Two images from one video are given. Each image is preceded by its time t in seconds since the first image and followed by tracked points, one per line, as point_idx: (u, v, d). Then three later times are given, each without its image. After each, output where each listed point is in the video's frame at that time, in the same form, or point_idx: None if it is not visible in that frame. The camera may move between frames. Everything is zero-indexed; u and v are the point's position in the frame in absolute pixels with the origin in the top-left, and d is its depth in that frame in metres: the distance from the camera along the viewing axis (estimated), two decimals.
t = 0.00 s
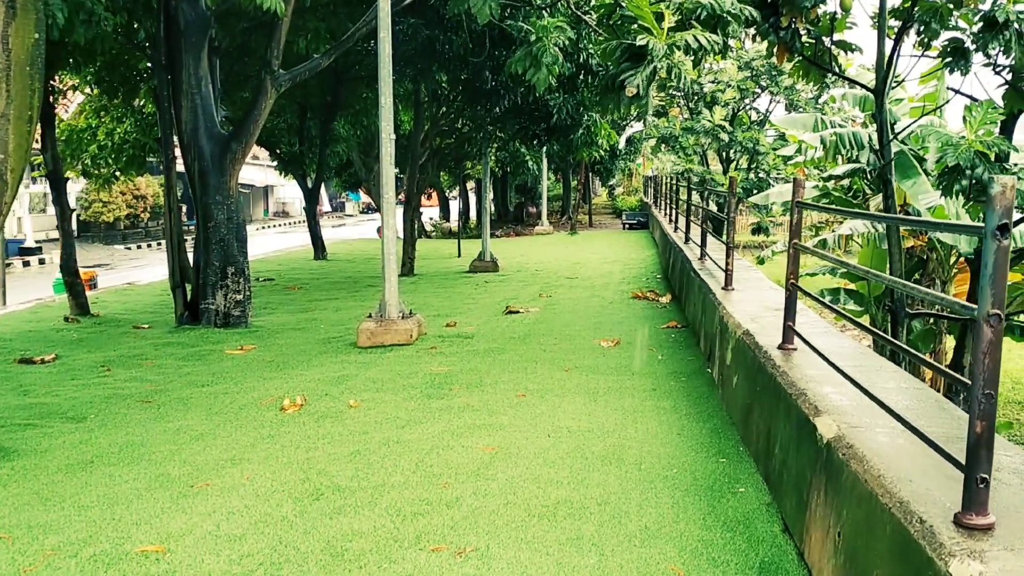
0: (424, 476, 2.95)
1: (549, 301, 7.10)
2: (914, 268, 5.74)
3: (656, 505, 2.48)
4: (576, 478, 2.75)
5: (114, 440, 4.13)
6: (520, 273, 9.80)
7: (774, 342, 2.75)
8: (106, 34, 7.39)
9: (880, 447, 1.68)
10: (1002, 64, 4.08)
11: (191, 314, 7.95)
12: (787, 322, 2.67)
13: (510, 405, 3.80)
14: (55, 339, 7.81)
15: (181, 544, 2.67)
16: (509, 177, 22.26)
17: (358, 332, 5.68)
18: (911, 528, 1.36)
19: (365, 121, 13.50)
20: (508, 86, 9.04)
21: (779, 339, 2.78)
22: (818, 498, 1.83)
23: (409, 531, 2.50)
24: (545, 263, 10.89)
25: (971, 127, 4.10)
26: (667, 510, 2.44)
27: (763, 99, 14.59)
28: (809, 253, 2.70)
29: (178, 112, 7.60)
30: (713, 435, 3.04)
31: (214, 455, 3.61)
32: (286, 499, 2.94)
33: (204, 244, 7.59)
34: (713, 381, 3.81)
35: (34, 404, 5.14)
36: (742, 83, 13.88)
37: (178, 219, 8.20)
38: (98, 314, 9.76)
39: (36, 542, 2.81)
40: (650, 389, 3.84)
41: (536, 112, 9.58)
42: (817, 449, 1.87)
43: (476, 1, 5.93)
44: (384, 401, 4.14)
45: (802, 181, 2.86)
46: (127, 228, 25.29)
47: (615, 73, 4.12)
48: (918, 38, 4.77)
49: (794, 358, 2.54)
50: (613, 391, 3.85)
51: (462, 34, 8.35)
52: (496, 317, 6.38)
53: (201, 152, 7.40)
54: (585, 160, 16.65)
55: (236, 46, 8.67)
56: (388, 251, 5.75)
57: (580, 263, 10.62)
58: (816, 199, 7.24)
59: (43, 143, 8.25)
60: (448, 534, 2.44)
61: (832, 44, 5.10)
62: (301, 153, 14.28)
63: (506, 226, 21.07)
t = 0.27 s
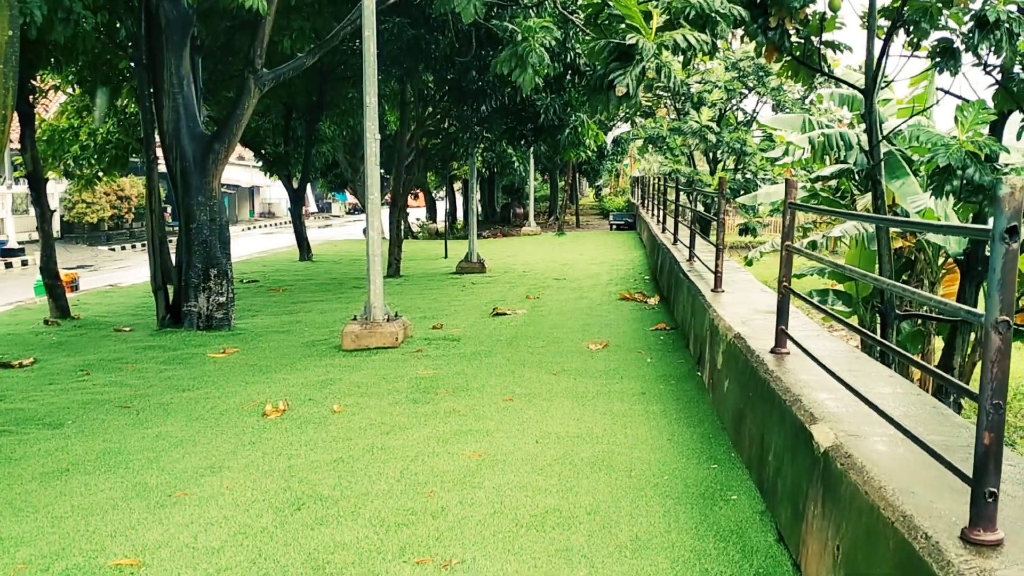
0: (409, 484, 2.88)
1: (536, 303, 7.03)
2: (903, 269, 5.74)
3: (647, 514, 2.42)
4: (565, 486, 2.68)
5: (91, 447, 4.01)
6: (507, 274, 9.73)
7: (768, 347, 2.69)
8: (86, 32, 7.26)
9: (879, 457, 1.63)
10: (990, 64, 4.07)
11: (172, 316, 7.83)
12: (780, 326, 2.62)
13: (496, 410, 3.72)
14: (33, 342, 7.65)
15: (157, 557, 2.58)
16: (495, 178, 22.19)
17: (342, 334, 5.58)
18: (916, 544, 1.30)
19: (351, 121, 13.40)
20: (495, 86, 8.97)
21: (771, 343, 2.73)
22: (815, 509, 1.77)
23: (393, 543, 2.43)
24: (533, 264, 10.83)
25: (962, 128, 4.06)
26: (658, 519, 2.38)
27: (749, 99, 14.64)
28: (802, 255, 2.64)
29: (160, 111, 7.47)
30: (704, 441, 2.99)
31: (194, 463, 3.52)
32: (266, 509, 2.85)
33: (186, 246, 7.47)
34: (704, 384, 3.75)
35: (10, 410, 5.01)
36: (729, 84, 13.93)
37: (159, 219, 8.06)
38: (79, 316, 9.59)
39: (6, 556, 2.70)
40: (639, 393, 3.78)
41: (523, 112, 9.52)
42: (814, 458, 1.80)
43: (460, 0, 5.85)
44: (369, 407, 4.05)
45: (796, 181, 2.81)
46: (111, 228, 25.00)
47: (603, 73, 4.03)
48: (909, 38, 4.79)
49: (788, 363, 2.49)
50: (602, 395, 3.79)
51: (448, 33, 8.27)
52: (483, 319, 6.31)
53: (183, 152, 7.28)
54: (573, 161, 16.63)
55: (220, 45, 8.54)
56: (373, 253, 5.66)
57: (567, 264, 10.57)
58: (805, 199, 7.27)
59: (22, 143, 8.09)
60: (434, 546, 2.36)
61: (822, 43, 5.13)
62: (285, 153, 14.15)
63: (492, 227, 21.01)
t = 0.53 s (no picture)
0: (397, 491, 2.79)
1: (526, 304, 6.96)
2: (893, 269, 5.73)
3: (643, 521, 2.35)
4: (558, 492, 2.61)
5: (70, 453, 3.90)
6: (495, 275, 9.65)
7: (765, 348, 2.63)
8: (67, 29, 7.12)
9: (887, 463, 1.56)
10: (984, 62, 4.03)
11: (156, 318, 7.69)
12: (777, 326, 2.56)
13: (486, 413, 3.64)
14: (13, 345, 7.49)
15: (135, 568, 2.48)
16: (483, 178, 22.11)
17: (328, 336, 5.48)
18: (933, 556, 1.23)
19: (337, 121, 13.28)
20: (483, 85, 8.90)
21: (768, 344, 2.67)
22: (820, 517, 1.70)
23: (381, 552, 2.34)
24: (522, 265, 10.76)
25: (957, 126, 4.02)
26: (655, 527, 2.31)
27: (737, 100, 14.67)
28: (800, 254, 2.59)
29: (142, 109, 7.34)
30: (699, 445, 2.93)
31: (174, 470, 3.41)
32: (250, 517, 2.76)
33: (169, 246, 7.34)
34: (698, 386, 3.70)
35: None
36: (717, 84, 13.91)
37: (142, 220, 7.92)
38: (60, 319, 9.42)
39: None
40: (632, 395, 3.71)
41: (511, 111, 9.44)
42: (818, 464, 1.74)
43: None
44: (356, 411, 3.96)
45: (793, 178, 2.76)
46: (95, 230, 24.71)
47: (595, 70, 3.99)
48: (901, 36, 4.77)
49: (786, 364, 2.43)
50: (594, 397, 3.73)
51: (435, 31, 8.19)
52: (472, 320, 6.23)
53: (166, 151, 7.15)
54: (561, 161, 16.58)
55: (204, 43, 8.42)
56: (360, 254, 5.57)
57: (556, 265, 10.51)
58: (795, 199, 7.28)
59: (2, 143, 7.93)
60: (423, 555, 2.28)
61: (813, 42, 5.11)
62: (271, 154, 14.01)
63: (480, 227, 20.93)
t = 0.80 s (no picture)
0: (387, 500, 2.71)
1: (516, 305, 6.89)
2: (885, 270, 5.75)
3: (642, 530, 2.28)
4: (553, 500, 2.54)
5: (49, 461, 3.78)
6: (484, 275, 9.57)
7: (764, 351, 2.57)
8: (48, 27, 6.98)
9: (902, 473, 1.50)
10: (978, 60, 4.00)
11: (140, 320, 7.55)
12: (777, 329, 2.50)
13: (478, 417, 3.56)
14: None
15: None
16: (472, 179, 22.04)
17: (315, 339, 5.39)
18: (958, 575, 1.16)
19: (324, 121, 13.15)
20: (471, 84, 8.81)
21: (767, 346, 2.62)
22: (830, 528, 1.64)
23: (371, 565, 2.26)
24: (511, 265, 10.68)
25: (953, 125, 3.98)
26: (654, 536, 2.24)
27: (726, 100, 14.66)
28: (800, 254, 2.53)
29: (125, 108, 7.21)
30: (696, 450, 2.86)
31: (156, 478, 3.31)
32: (234, 529, 2.67)
33: (153, 248, 7.20)
34: (692, 389, 3.64)
35: None
36: (706, 84, 13.89)
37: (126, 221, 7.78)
38: (42, 321, 9.25)
39: None
40: (626, 399, 3.65)
41: (500, 110, 9.37)
42: (826, 473, 1.68)
43: None
44: (344, 416, 3.87)
45: (794, 176, 2.70)
46: (80, 231, 24.42)
47: (587, 68, 3.91)
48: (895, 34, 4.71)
49: (786, 367, 2.37)
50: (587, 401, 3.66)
51: (423, 29, 8.08)
52: (462, 322, 6.15)
53: (150, 151, 7.02)
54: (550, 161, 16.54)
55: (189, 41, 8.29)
56: (347, 255, 5.48)
57: (546, 266, 10.44)
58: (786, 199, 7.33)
59: None
60: (415, 569, 2.20)
61: (806, 40, 5.11)
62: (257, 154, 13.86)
63: (469, 228, 20.84)
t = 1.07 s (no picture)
0: (371, 513, 2.61)
1: (502, 307, 6.80)
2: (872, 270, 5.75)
3: (636, 543, 2.20)
4: (544, 511, 2.45)
5: (20, 472, 3.65)
6: (470, 277, 9.49)
7: (760, 355, 2.50)
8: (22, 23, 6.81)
9: (912, 487, 1.43)
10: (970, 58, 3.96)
11: (119, 324, 7.37)
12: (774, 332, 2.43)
13: (465, 424, 3.47)
14: None
15: None
16: (456, 179, 21.93)
17: (298, 343, 5.27)
18: None
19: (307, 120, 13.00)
20: (456, 82, 8.71)
21: (762, 351, 2.55)
22: (835, 544, 1.57)
23: None
24: (496, 266, 10.60)
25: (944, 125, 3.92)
26: (649, 549, 2.16)
27: (711, 100, 14.66)
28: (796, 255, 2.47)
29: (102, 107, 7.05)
30: (690, 456, 2.79)
31: (131, 489, 3.19)
32: (211, 544, 2.56)
33: (132, 250, 7.03)
34: (683, 393, 3.57)
35: None
36: (691, 84, 13.88)
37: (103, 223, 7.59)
38: (18, 325, 9.04)
39: None
40: (616, 403, 3.58)
41: (485, 110, 9.28)
42: (832, 486, 1.61)
43: None
44: (327, 422, 3.77)
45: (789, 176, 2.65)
46: (59, 233, 24.04)
47: (574, 65, 3.83)
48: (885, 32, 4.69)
49: (783, 373, 2.30)
50: (576, 405, 3.58)
51: (407, 27, 7.96)
52: (447, 324, 6.06)
53: (128, 151, 6.86)
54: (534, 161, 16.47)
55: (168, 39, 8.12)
56: (330, 257, 5.36)
57: (532, 266, 10.36)
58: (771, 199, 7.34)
59: None
60: None
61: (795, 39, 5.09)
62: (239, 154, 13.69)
63: (454, 228, 20.73)
